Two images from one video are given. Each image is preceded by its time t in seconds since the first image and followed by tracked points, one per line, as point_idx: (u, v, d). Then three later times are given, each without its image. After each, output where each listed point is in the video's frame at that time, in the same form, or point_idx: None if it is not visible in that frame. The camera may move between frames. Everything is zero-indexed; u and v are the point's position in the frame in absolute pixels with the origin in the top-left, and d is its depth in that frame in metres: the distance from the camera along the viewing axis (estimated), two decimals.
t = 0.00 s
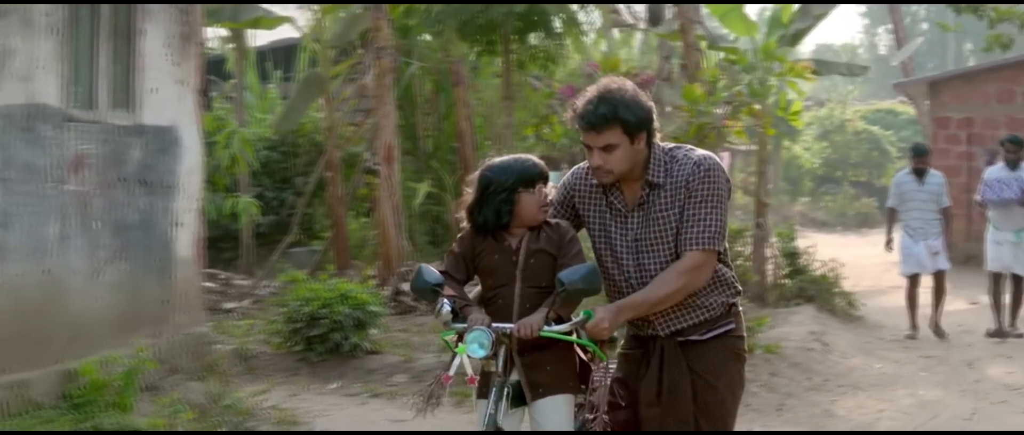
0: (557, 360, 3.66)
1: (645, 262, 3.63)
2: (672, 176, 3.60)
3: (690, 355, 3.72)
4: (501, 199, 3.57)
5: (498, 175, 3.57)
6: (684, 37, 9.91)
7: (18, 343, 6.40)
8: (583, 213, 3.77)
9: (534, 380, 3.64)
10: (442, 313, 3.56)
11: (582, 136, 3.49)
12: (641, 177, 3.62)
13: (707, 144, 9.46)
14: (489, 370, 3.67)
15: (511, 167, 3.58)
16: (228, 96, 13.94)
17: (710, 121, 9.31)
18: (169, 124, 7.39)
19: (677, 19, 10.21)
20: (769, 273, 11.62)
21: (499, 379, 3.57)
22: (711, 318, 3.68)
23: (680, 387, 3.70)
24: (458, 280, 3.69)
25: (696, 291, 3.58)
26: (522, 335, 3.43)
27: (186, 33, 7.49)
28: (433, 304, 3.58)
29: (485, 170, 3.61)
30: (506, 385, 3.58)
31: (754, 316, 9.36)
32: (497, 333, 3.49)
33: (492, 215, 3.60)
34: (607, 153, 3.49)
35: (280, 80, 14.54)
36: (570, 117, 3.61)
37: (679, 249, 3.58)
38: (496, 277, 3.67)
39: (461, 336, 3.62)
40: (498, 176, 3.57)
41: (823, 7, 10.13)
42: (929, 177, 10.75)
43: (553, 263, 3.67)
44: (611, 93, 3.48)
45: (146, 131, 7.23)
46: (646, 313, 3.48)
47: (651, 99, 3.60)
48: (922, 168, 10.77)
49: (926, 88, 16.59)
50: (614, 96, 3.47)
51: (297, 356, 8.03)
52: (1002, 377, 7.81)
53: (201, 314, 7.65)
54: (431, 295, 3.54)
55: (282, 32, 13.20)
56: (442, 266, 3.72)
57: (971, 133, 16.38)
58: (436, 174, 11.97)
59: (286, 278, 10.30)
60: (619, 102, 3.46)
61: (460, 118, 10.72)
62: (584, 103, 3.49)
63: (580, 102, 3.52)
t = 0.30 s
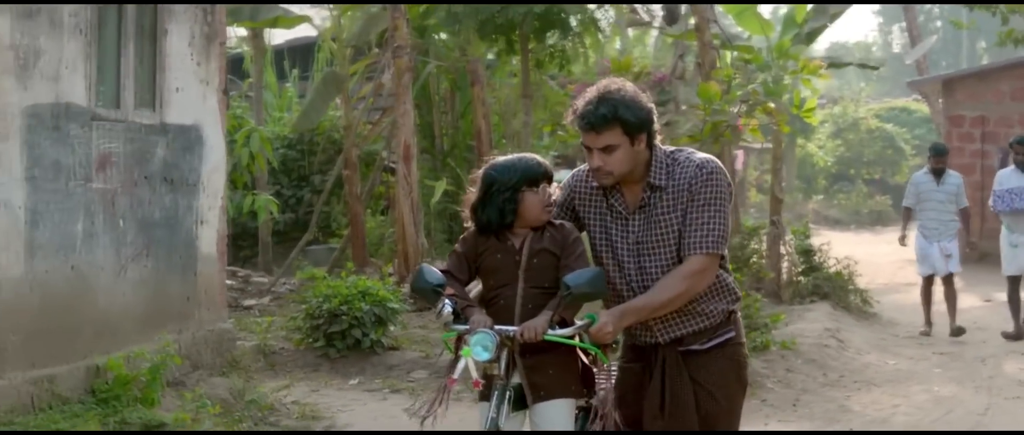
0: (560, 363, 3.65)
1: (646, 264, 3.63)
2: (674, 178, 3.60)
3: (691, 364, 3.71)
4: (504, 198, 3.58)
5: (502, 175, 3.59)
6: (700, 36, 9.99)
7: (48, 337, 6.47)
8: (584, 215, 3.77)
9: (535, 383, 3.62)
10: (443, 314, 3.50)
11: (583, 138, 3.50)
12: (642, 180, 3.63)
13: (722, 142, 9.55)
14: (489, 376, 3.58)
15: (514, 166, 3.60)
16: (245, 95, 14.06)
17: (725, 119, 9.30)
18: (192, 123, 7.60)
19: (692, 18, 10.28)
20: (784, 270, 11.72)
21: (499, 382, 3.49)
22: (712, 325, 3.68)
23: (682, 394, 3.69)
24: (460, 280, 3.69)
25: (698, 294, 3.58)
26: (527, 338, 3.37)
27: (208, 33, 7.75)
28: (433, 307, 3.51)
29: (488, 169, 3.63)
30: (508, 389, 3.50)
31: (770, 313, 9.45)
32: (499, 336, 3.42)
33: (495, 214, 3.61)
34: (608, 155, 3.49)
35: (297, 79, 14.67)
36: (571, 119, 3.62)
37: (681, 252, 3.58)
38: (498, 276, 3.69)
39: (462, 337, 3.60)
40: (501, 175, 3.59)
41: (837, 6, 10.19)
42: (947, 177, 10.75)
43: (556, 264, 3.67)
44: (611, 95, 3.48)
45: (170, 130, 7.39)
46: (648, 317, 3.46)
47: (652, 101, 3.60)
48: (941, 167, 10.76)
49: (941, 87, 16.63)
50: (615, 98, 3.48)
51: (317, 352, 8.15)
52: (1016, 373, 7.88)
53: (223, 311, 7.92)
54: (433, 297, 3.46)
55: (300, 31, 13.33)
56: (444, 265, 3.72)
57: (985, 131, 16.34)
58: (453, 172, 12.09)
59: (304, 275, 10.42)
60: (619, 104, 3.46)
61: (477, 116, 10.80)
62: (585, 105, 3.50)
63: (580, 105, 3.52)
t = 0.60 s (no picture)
0: (565, 364, 3.56)
1: (644, 261, 3.58)
2: (674, 175, 3.56)
3: (681, 359, 3.68)
4: (508, 196, 3.48)
5: (504, 172, 3.50)
6: (717, 35, 10.09)
7: (79, 333, 6.61)
8: (580, 212, 3.71)
9: (541, 384, 3.53)
10: (444, 313, 3.44)
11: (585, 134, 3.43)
12: (641, 177, 3.58)
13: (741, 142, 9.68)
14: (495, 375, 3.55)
15: (515, 164, 3.51)
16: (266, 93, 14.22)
17: (742, 117, 9.53)
18: (217, 122, 7.75)
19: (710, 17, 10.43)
20: (800, 268, 11.86)
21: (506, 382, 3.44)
22: (705, 325, 3.64)
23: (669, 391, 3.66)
24: (461, 278, 3.59)
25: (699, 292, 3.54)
26: (534, 339, 3.33)
27: (234, 33, 7.91)
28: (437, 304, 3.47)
29: (492, 167, 3.53)
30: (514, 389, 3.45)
31: (787, 309, 9.58)
32: (507, 336, 3.36)
33: (498, 212, 3.51)
34: (611, 152, 3.43)
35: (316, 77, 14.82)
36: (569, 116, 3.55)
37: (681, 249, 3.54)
38: (499, 276, 3.58)
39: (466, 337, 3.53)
40: (504, 173, 3.50)
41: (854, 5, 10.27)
42: (970, 176, 10.81)
43: (559, 263, 3.55)
44: (614, 91, 3.43)
45: (196, 128, 7.54)
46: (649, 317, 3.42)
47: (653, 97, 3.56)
48: (964, 165, 10.85)
49: (956, 85, 16.68)
50: (617, 94, 3.42)
51: (340, 348, 8.34)
52: None
53: (248, 307, 8.09)
54: (436, 295, 3.46)
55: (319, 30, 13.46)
56: (445, 264, 3.62)
57: (1000, 129, 16.41)
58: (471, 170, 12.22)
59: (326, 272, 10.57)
60: (623, 100, 3.40)
61: (495, 114, 10.83)
62: (586, 101, 3.44)
63: (581, 100, 3.45)
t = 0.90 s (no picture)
0: (574, 364, 3.48)
1: (654, 250, 3.52)
2: (686, 165, 3.52)
3: (686, 352, 3.63)
4: (517, 197, 3.36)
5: (511, 170, 3.37)
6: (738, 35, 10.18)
7: (112, 328, 6.75)
8: (588, 201, 3.64)
9: (549, 384, 3.44)
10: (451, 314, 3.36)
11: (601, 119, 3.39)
12: (654, 166, 3.54)
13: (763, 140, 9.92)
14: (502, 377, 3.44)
15: (527, 163, 3.38)
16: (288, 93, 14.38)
17: (763, 117, 9.74)
18: (245, 122, 7.89)
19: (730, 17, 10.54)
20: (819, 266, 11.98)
21: (514, 383, 3.32)
22: (709, 316, 3.58)
23: (675, 385, 3.61)
24: (468, 278, 3.47)
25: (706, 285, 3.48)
26: (542, 339, 3.24)
27: (262, 34, 8.04)
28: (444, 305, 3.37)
29: (498, 167, 3.40)
30: (523, 389, 3.35)
31: (806, 307, 9.67)
32: (515, 336, 3.28)
33: (508, 213, 3.39)
34: (625, 137, 3.39)
35: (337, 76, 14.98)
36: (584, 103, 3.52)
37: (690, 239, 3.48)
38: (509, 276, 3.46)
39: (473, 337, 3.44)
40: (512, 173, 3.36)
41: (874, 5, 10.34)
42: (992, 170, 10.88)
43: (568, 262, 3.45)
44: (631, 77, 3.40)
45: (224, 128, 7.68)
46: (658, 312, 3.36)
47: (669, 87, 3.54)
48: (986, 160, 10.92)
49: (973, 83, 16.72)
50: (635, 81, 3.39)
51: (365, 345, 8.49)
52: None
53: (275, 305, 8.23)
54: (443, 296, 3.32)
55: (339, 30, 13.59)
56: (450, 264, 3.50)
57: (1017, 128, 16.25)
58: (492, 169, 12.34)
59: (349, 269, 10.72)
60: (641, 85, 3.38)
61: (516, 114, 10.96)
62: (603, 87, 3.41)
63: (599, 86, 3.42)
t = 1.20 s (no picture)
0: (574, 365, 3.46)
1: (654, 250, 3.50)
2: (687, 165, 3.49)
3: (687, 352, 3.61)
4: (518, 197, 3.34)
5: (511, 170, 3.36)
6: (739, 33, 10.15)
7: (112, 328, 6.74)
8: (589, 200, 3.63)
9: (550, 384, 3.43)
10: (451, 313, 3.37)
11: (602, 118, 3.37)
12: (655, 166, 3.51)
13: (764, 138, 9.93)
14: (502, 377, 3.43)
15: (527, 163, 3.37)
16: (289, 92, 14.37)
17: (765, 116, 9.71)
18: (245, 121, 7.87)
19: (730, 15, 10.51)
20: (821, 266, 11.99)
21: (515, 383, 3.31)
22: (710, 316, 3.56)
23: (675, 385, 3.59)
24: (468, 278, 3.45)
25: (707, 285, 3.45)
26: (543, 339, 3.23)
27: (262, 33, 8.02)
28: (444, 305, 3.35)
29: (499, 167, 3.38)
30: (524, 390, 3.33)
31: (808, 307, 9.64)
32: (515, 337, 3.26)
33: (508, 213, 3.37)
34: (626, 136, 3.37)
35: (337, 75, 14.97)
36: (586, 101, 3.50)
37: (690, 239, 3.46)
38: (509, 276, 3.44)
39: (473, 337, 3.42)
40: (512, 173, 3.35)
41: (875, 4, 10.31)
42: (994, 170, 10.84)
43: (569, 262, 3.43)
44: (632, 75, 3.39)
45: (224, 127, 7.66)
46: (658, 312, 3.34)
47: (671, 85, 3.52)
48: (988, 159, 10.87)
49: (976, 83, 16.67)
50: (637, 79, 3.37)
51: (365, 346, 8.49)
52: None
53: (275, 304, 8.22)
54: (442, 296, 3.30)
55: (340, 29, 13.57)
56: (450, 264, 3.48)
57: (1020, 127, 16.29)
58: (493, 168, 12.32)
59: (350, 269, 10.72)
60: (641, 84, 3.36)
61: (517, 113, 10.93)
62: (603, 86, 3.39)
63: (600, 84, 3.41)
